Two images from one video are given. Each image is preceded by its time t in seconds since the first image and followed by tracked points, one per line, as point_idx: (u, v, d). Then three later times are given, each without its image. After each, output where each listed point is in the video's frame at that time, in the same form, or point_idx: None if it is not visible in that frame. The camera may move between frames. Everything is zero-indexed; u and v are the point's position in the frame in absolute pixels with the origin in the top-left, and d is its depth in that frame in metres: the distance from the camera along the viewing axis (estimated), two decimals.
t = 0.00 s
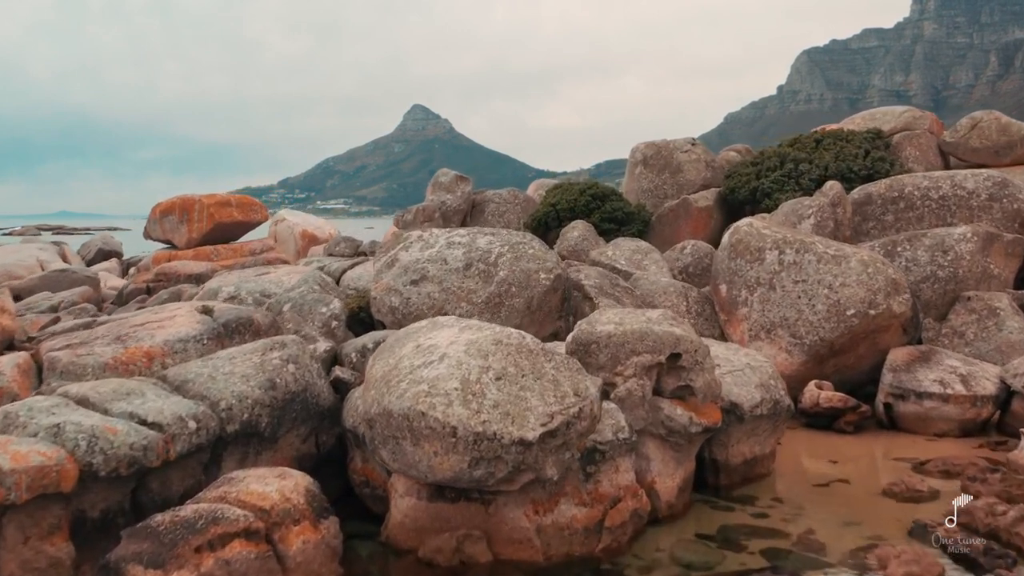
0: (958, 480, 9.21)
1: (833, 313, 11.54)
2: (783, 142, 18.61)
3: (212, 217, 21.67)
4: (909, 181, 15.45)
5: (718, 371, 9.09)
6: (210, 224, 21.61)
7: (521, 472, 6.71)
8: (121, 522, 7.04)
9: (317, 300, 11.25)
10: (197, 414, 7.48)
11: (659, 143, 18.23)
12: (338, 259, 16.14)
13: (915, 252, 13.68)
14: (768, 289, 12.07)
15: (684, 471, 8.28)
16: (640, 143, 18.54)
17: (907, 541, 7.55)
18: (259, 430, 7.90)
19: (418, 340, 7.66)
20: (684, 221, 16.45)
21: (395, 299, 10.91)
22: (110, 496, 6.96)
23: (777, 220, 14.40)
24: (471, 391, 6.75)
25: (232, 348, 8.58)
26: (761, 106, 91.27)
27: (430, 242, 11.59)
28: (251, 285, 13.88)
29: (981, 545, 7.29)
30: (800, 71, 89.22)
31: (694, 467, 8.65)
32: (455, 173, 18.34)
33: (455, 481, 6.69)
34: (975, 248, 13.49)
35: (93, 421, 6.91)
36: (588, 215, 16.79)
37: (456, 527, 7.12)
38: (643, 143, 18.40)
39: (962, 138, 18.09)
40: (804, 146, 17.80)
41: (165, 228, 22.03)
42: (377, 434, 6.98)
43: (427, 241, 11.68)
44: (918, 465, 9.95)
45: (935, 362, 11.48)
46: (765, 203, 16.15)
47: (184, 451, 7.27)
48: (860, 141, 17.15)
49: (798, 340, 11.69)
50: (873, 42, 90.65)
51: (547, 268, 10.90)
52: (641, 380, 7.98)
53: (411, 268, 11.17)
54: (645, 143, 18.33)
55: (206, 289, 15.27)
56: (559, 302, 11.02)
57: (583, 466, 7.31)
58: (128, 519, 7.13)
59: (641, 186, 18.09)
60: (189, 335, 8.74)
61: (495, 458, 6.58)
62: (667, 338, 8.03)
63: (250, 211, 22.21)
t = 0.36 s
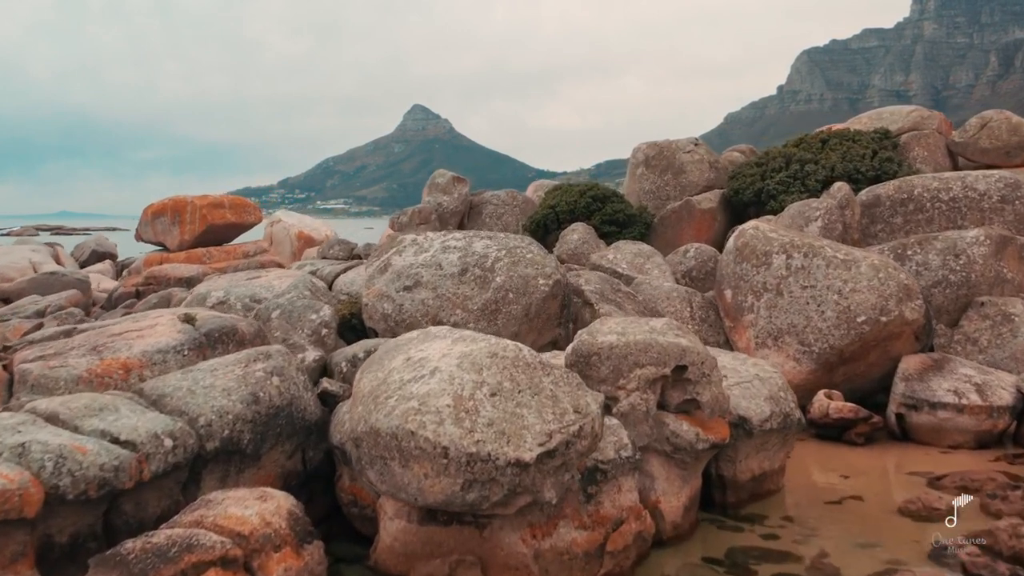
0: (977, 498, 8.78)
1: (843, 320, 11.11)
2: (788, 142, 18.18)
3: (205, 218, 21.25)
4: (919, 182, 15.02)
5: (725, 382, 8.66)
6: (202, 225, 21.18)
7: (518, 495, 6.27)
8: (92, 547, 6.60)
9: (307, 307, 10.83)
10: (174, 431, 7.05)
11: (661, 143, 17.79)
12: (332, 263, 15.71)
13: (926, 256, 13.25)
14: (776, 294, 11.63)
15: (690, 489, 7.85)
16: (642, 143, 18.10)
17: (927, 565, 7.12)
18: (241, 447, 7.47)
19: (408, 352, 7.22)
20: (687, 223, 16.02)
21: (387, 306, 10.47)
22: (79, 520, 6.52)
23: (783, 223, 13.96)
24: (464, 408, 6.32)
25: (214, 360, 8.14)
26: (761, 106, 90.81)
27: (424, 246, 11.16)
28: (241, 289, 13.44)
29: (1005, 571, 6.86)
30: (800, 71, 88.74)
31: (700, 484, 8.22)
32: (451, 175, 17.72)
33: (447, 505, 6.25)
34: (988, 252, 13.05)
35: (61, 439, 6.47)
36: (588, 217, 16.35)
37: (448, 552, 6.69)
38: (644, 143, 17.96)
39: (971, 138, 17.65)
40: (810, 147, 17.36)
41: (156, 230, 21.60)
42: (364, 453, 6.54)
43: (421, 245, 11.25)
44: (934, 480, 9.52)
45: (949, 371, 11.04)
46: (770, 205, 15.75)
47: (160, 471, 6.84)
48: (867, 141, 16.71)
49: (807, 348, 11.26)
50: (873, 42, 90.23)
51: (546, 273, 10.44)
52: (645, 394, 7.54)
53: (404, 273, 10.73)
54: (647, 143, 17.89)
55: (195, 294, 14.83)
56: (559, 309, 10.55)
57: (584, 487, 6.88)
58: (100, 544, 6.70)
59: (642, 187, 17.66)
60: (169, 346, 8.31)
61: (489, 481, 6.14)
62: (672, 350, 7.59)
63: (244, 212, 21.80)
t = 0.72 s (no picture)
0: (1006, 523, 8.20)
1: (858, 330, 10.54)
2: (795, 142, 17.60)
3: (195, 221, 20.65)
4: (932, 184, 14.43)
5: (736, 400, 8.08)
6: (192, 228, 20.59)
7: (512, 531, 5.68)
8: None
9: (292, 316, 10.26)
10: (138, 457, 6.47)
11: (664, 143, 17.20)
12: (322, 268, 15.13)
13: (942, 261, 12.66)
14: (786, 302, 11.05)
15: (700, 517, 7.26)
16: (644, 143, 17.52)
17: None
18: (214, 473, 6.89)
19: (393, 372, 6.64)
20: (691, 226, 15.45)
21: (376, 315, 9.88)
22: (32, 556, 5.93)
23: (793, 226, 13.37)
24: (452, 436, 5.74)
25: (186, 377, 7.56)
26: (761, 105, 90.22)
27: (417, 252, 10.60)
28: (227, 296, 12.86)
29: None
30: (800, 71, 88.15)
31: (710, 510, 7.65)
32: (447, 176, 17.23)
33: (434, 542, 5.66)
34: (1007, 257, 12.47)
35: (11, 468, 5.88)
36: (589, 220, 15.77)
37: None
38: (646, 144, 17.38)
39: (984, 138, 17.06)
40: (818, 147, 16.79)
41: (145, 233, 21.02)
42: (343, 484, 5.96)
43: (413, 251, 10.67)
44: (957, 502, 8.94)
45: (969, 384, 10.46)
46: (778, 207, 15.20)
47: (122, 502, 6.26)
48: (878, 141, 16.12)
49: (820, 360, 10.68)
50: (874, 42, 89.65)
51: (544, 281, 9.85)
52: (651, 416, 6.96)
53: (395, 281, 10.15)
54: (649, 143, 17.31)
55: (179, 300, 14.24)
56: (558, 319, 9.96)
57: (585, 519, 6.30)
58: None
59: (645, 188, 17.08)
60: (139, 362, 7.72)
61: (481, 516, 5.55)
62: (680, 367, 7.00)
63: (235, 214, 21.22)
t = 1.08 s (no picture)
0: None
1: (870, 338, 10.11)
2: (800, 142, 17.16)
3: (186, 222, 20.21)
4: (943, 186, 13.99)
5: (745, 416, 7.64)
6: (183, 230, 20.16)
7: (507, 564, 5.23)
8: None
9: (280, 324, 9.84)
10: (107, 481, 6.03)
11: (666, 143, 16.76)
12: (316, 271, 14.70)
13: (956, 265, 12.22)
14: (795, 309, 10.61)
15: (707, 541, 6.83)
16: (646, 144, 17.08)
17: None
18: (190, 496, 6.46)
19: (380, 388, 6.20)
20: (695, 229, 15.02)
21: (367, 324, 9.42)
22: None
23: (800, 229, 12.93)
24: (442, 460, 5.30)
25: (163, 392, 7.13)
26: (761, 105, 89.77)
27: (410, 257, 10.19)
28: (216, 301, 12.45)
29: None
30: (801, 71, 87.68)
31: (719, 533, 7.23)
32: (444, 177, 16.86)
33: None
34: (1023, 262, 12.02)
35: None
36: (589, 223, 15.32)
37: None
38: (648, 144, 16.94)
39: (994, 138, 16.60)
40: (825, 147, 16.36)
41: (136, 235, 20.60)
42: (325, 512, 5.53)
43: (407, 257, 10.24)
44: (977, 521, 8.50)
45: (986, 395, 10.01)
46: (784, 209, 14.76)
47: (88, 530, 5.83)
48: (886, 140, 15.67)
49: (830, 369, 10.25)
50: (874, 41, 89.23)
51: (542, 287, 9.39)
52: (656, 435, 6.52)
53: (387, 287, 9.70)
54: (651, 144, 16.87)
55: (167, 305, 13.80)
56: (557, 327, 9.51)
57: (585, 547, 5.87)
58: None
59: (647, 190, 16.65)
60: (113, 376, 7.29)
61: (473, 548, 5.10)
62: (687, 383, 6.56)
63: (228, 216, 20.78)
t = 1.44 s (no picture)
0: None
1: (888, 350, 9.53)
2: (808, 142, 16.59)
3: (175, 225, 19.63)
4: (959, 188, 13.40)
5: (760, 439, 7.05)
6: (172, 233, 19.58)
7: None
8: None
9: (262, 336, 9.28)
10: (56, 518, 5.44)
11: (670, 143, 16.17)
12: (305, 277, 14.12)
13: (974, 272, 11.63)
14: (808, 319, 10.03)
15: None
16: (649, 144, 16.49)
17: None
18: (151, 532, 5.88)
19: (360, 415, 5.62)
20: (700, 233, 14.42)
21: (353, 336, 8.84)
22: None
23: (811, 234, 12.34)
24: (426, 500, 4.71)
25: (126, 414, 6.54)
26: (761, 106, 89.20)
27: (401, 265, 9.63)
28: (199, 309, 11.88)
29: None
30: (801, 71, 87.08)
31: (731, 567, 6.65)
32: (440, 179, 16.16)
33: None
34: None
35: None
36: (590, 226, 14.73)
37: None
38: (651, 144, 16.35)
39: (1009, 139, 15.99)
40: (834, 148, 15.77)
41: (124, 238, 20.04)
42: (296, 556, 4.95)
43: (397, 264, 9.67)
44: (1007, 549, 7.90)
45: (1012, 410, 9.41)
46: (793, 213, 14.20)
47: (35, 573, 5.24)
48: (898, 141, 15.08)
49: (845, 383, 9.67)
50: (874, 41, 88.65)
51: (540, 297, 8.78)
52: (664, 464, 5.93)
53: (375, 297, 9.12)
54: (654, 144, 16.29)
55: (149, 312, 13.23)
56: (556, 339, 8.92)
57: None
58: None
59: (649, 192, 16.07)
60: (74, 397, 6.71)
61: None
62: (697, 407, 5.97)
63: (218, 219, 20.21)
